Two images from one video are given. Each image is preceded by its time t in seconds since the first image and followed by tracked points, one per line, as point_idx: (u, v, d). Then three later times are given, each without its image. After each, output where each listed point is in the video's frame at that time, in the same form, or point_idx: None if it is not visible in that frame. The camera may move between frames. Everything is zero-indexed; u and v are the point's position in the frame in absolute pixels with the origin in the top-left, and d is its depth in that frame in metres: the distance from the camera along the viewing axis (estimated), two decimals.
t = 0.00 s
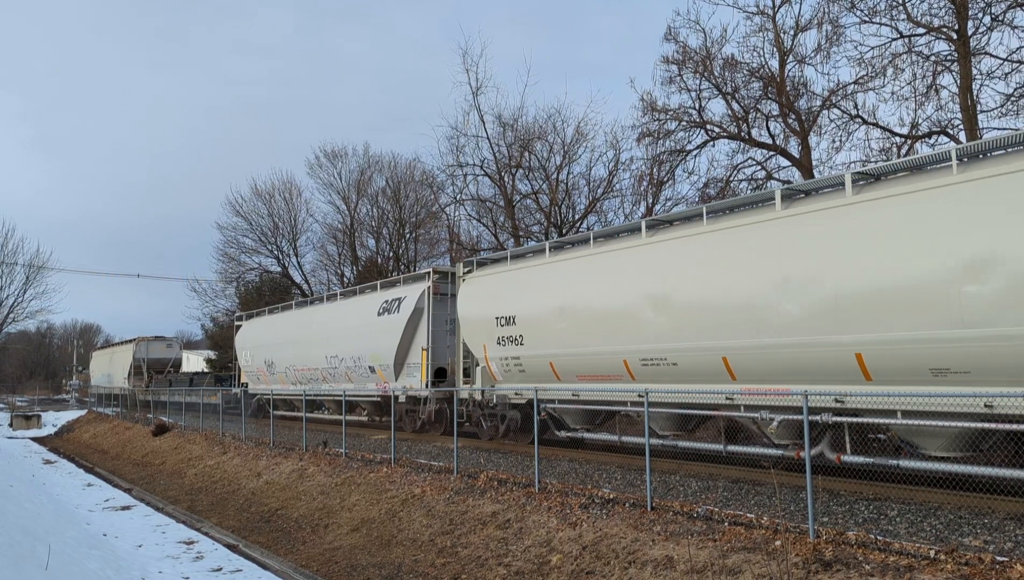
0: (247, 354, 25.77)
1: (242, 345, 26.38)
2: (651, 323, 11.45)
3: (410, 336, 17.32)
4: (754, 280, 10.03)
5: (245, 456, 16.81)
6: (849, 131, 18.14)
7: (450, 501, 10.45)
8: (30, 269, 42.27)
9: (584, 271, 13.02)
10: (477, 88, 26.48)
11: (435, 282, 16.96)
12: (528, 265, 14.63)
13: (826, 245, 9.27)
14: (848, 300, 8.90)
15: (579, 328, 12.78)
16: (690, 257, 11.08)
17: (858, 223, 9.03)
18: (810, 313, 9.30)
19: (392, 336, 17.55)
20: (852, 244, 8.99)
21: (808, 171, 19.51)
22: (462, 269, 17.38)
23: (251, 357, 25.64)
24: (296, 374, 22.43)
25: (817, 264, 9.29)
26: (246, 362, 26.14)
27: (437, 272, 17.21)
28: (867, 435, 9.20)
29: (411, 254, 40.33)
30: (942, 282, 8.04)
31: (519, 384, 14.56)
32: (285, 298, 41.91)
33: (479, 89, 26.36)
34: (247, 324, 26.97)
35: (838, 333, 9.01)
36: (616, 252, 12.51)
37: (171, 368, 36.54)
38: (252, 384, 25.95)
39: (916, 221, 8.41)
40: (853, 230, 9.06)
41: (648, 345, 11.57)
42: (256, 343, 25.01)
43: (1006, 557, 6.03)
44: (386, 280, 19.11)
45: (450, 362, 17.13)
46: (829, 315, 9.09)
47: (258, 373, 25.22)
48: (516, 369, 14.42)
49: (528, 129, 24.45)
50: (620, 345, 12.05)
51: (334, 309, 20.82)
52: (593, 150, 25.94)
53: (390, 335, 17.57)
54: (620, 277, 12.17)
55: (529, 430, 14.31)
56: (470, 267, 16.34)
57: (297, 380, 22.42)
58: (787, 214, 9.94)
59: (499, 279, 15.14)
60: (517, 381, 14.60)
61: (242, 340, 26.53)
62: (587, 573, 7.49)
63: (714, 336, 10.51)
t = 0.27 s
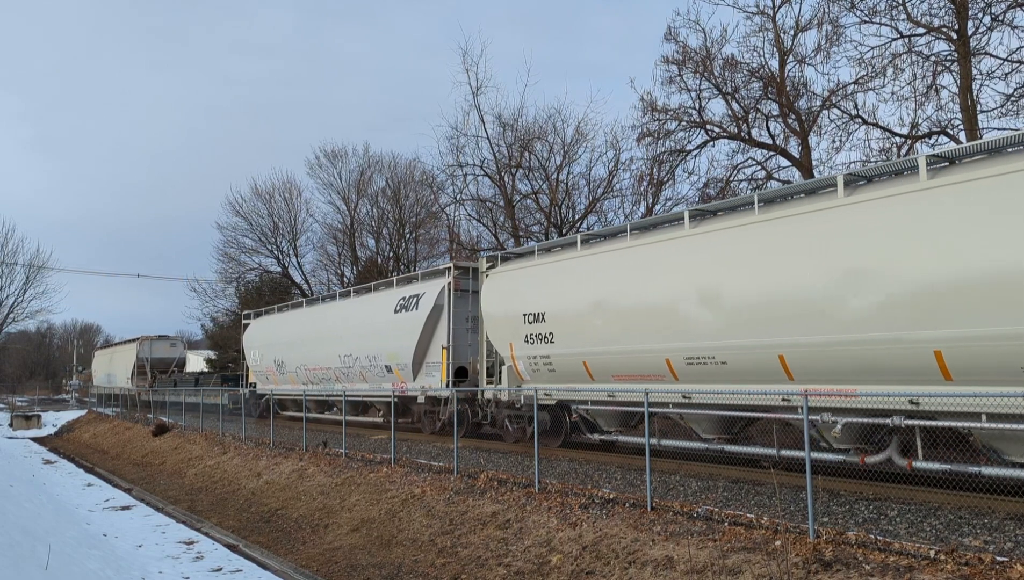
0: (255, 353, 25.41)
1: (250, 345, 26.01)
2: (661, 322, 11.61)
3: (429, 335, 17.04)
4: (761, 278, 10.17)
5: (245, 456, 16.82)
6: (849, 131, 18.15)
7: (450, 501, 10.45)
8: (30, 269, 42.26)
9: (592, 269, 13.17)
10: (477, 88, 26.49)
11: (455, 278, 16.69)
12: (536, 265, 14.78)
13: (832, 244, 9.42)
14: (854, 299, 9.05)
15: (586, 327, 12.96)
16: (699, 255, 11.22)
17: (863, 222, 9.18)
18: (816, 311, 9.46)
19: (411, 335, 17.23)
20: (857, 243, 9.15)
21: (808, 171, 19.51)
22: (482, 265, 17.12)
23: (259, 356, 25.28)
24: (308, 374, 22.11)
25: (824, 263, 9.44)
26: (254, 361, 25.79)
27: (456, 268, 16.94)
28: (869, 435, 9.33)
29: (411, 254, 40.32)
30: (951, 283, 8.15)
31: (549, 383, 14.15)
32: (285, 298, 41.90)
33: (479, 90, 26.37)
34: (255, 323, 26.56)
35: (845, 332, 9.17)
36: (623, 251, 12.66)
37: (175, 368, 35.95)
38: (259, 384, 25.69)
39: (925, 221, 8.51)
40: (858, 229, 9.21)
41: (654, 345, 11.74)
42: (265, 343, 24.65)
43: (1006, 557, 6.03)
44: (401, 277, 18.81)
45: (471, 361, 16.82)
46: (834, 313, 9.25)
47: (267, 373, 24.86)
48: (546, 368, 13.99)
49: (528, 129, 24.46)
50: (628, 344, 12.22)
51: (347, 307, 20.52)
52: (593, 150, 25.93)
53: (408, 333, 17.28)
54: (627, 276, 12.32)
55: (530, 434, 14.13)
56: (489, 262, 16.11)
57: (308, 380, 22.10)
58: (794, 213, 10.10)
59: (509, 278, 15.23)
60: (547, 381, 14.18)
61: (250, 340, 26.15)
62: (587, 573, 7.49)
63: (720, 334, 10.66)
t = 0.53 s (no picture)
0: (262, 353, 24.73)
1: (258, 344, 25.34)
2: (663, 321, 11.55)
3: (449, 333, 16.45)
4: (763, 278, 10.18)
5: (245, 456, 16.81)
6: (849, 131, 18.16)
7: (450, 501, 10.45)
8: (30, 269, 42.27)
9: (594, 268, 13.15)
10: (478, 88, 26.49)
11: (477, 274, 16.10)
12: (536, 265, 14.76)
13: (835, 244, 9.44)
14: (854, 299, 9.08)
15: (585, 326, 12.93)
16: (701, 254, 11.23)
17: (866, 223, 9.21)
18: (818, 311, 9.47)
19: (432, 333, 16.58)
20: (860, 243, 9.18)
21: (808, 171, 19.51)
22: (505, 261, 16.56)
23: (267, 356, 24.59)
24: (319, 374, 21.48)
25: (826, 263, 9.46)
26: (261, 361, 25.14)
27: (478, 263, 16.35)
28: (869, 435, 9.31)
29: (411, 254, 40.30)
30: (956, 282, 8.16)
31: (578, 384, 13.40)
32: (286, 299, 41.90)
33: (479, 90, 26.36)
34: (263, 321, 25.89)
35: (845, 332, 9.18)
36: (625, 250, 12.67)
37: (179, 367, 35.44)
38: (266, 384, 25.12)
39: (933, 220, 8.52)
40: (861, 230, 9.24)
41: (653, 343, 11.72)
42: (273, 342, 23.99)
43: (1006, 557, 6.02)
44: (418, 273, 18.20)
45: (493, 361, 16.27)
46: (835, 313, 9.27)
47: (275, 373, 24.20)
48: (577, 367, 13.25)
49: (528, 129, 24.45)
50: (627, 344, 12.19)
51: (360, 304, 19.88)
52: (593, 150, 25.92)
53: (428, 332, 16.68)
54: (629, 275, 12.32)
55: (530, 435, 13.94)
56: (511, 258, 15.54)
57: (319, 380, 21.48)
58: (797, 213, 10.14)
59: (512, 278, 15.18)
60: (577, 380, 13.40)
61: (258, 339, 25.48)
62: (587, 573, 7.49)
63: (724, 333, 10.64)
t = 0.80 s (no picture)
0: (272, 351, 24.00)
1: (267, 341, 24.60)
2: (665, 320, 11.45)
3: (472, 330, 15.72)
4: (769, 275, 10.05)
5: (245, 455, 16.82)
6: (849, 131, 18.16)
7: (450, 501, 10.45)
8: (30, 269, 42.27)
9: (598, 266, 13.01)
10: (477, 88, 26.50)
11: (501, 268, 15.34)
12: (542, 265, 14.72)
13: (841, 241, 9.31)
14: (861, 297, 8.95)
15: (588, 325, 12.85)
16: (706, 252, 11.08)
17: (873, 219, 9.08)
18: (824, 309, 9.34)
19: (452, 331, 15.89)
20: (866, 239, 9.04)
21: (808, 171, 19.51)
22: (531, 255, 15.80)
23: (276, 354, 23.86)
24: (332, 373, 20.74)
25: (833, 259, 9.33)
26: (270, 358, 24.41)
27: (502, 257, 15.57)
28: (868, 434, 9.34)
29: (411, 254, 40.29)
30: (959, 281, 8.05)
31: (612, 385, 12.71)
32: (286, 298, 41.92)
33: (479, 90, 26.36)
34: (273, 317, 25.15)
35: (852, 330, 9.06)
36: (628, 248, 12.53)
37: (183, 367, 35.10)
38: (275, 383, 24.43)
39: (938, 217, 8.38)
40: (869, 225, 9.09)
41: (652, 344, 11.66)
42: (284, 340, 23.24)
43: (1006, 557, 6.02)
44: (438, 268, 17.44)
45: (518, 360, 15.55)
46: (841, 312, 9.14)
47: (285, 371, 23.45)
48: (613, 366, 12.51)
49: (528, 129, 24.46)
50: (630, 343, 12.06)
51: (376, 300, 19.15)
52: (593, 151, 25.91)
53: (449, 329, 15.95)
54: (632, 273, 12.17)
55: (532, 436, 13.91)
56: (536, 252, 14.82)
57: (333, 379, 20.75)
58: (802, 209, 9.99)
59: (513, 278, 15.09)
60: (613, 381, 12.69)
61: (268, 337, 24.74)
62: (587, 573, 7.49)
63: (726, 333, 10.55)
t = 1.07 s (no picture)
0: (282, 351, 23.67)
1: (278, 341, 24.25)
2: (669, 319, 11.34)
3: (496, 329, 15.30)
4: (778, 272, 9.92)
5: (245, 456, 16.82)
6: (849, 131, 18.15)
7: (450, 501, 10.45)
8: (30, 269, 42.26)
9: (606, 264, 12.86)
10: (478, 88, 26.51)
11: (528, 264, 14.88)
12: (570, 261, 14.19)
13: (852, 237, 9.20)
14: (869, 296, 8.86)
15: (624, 320, 12.12)
16: (714, 250, 10.96)
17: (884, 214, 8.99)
18: (837, 306, 9.17)
19: (476, 329, 15.46)
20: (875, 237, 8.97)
21: (808, 171, 19.51)
22: (559, 250, 15.37)
23: (287, 353, 23.49)
24: (346, 373, 20.34)
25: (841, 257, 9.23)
26: (281, 358, 24.04)
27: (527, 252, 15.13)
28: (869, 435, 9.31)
29: (411, 254, 40.29)
30: (969, 279, 7.96)
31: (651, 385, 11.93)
32: (286, 299, 41.95)
33: (479, 90, 26.36)
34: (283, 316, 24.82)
35: (859, 329, 8.98)
36: (643, 244, 12.28)
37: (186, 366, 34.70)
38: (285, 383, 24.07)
39: (950, 215, 8.29)
40: (877, 224, 9.01)
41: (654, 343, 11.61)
42: (296, 339, 22.89)
43: (1006, 557, 6.02)
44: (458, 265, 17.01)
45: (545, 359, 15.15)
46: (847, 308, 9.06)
47: (297, 371, 23.10)
48: (654, 365, 11.73)
49: (528, 129, 24.45)
50: (632, 342, 12.02)
51: (394, 298, 18.74)
52: (593, 151, 25.91)
53: (472, 328, 15.54)
54: (640, 272, 12.03)
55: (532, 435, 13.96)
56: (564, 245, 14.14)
57: (347, 379, 20.35)
58: (812, 207, 9.90)
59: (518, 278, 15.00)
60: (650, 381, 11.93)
61: (278, 336, 24.38)
62: (587, 573, 7.49)
63: (732, 332, 10.41)
